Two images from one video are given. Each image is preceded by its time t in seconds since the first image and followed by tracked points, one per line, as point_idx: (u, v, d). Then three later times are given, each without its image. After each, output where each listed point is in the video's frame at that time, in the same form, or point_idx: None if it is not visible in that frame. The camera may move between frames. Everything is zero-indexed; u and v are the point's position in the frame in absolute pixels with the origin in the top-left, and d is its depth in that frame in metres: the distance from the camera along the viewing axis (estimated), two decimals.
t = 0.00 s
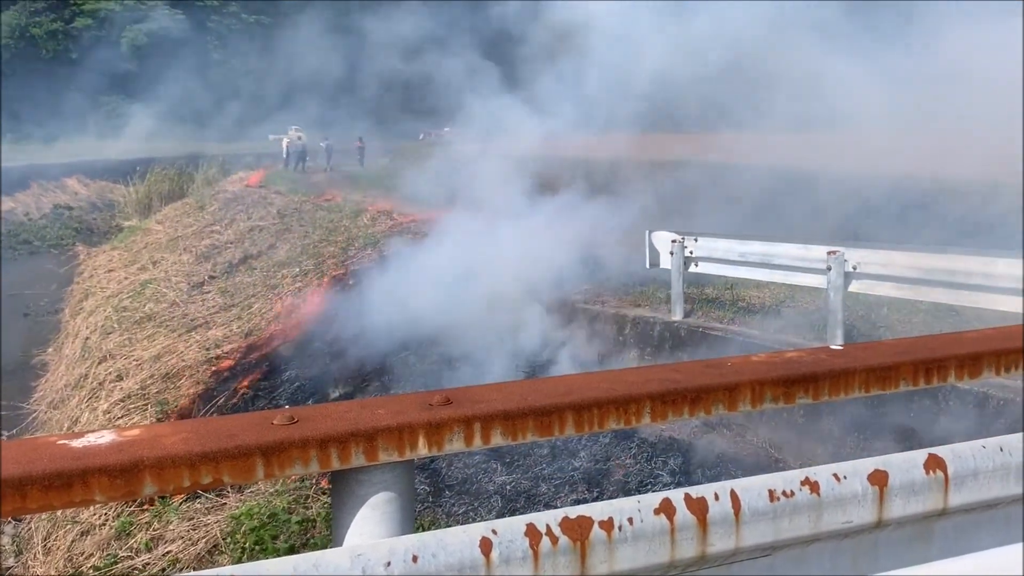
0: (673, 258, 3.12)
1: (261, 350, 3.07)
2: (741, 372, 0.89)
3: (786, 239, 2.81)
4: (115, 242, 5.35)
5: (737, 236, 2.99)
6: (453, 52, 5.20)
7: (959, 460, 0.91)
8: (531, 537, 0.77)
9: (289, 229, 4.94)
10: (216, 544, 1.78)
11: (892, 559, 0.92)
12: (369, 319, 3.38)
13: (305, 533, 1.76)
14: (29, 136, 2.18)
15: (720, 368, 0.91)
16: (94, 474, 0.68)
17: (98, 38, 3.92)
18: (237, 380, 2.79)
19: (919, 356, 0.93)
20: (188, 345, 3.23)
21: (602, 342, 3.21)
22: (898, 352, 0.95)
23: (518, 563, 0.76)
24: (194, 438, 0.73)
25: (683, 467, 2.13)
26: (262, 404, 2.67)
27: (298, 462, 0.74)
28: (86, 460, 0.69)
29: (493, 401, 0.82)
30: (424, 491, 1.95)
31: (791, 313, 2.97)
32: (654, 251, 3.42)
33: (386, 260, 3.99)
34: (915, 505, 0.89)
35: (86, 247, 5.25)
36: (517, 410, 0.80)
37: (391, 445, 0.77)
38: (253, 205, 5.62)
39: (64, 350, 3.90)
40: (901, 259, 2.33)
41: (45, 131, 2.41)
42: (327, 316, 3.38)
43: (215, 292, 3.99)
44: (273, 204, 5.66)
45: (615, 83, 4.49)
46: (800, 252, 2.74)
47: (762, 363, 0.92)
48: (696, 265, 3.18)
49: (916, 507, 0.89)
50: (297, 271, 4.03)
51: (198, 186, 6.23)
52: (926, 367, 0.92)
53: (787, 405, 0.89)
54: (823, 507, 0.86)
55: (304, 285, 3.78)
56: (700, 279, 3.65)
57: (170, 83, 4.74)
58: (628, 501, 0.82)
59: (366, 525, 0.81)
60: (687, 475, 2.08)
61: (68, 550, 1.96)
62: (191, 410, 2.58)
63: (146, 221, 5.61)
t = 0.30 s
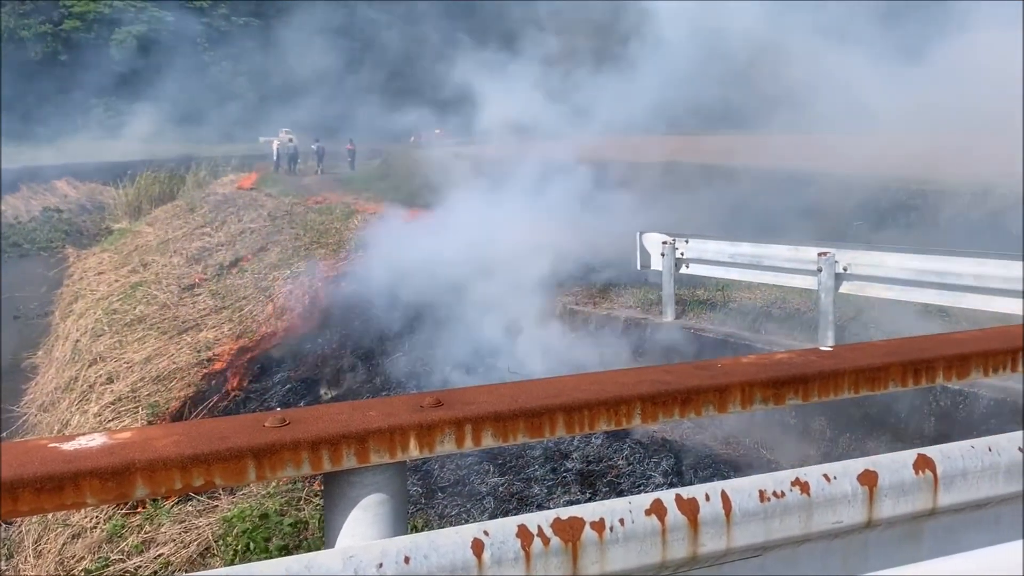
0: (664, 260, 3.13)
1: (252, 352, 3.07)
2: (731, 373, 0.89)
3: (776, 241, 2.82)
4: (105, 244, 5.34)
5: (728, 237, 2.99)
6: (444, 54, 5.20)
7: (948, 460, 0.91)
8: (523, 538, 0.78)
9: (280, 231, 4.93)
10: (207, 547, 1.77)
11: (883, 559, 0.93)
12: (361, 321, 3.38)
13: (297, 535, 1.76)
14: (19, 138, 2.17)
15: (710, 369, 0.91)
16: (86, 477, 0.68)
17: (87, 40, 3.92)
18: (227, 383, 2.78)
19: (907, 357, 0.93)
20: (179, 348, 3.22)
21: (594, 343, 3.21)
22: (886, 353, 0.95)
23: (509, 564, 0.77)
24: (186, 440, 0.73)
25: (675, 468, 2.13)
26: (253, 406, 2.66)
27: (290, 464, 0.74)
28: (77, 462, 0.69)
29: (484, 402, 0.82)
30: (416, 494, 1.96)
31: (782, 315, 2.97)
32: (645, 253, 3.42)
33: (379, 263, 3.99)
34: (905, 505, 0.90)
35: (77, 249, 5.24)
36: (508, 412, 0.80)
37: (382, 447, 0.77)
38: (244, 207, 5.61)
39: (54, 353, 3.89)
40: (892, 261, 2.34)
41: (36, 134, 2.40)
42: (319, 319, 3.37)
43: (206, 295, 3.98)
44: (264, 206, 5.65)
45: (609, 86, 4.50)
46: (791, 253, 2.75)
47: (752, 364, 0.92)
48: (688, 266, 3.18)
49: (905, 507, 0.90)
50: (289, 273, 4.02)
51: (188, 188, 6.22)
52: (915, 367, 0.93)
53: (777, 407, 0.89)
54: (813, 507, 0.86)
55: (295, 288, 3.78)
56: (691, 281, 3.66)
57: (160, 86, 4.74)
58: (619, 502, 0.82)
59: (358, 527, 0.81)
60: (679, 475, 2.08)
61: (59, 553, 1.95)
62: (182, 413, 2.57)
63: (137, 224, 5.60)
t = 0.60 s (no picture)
0: (659, 263, 3.13)
1: (247, 354, 3.06)
2: (724, 376, 0.89)
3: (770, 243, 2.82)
4: (99, 247, 5.33)
5: (723, 240, 2.99)
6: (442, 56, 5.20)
7: (939, 461, 0.92)
8: (515, 540, 0.78)
9: (275, 233, 4.93)
10: (202, 550, 1.77)
11: (875, 561, 0.93)
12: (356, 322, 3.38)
13: (292, 538, 1.76)
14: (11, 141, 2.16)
15: (703, 371, 0.91)
16: (78, 480, 0.68)
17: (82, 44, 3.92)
18: (223, 386, 2.78)
19: (899, 359, 0.94)
20: (174, 351, 3.21)
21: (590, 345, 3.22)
22: (879, 354, 0.96)
23: (502, 565, 0.77)
24: (178, 443, 0.73)
25: (671, 470, 2.13)
26: (249, 409, 2.66)
27: (282, 466, 0.74)
28: (69, 465, 0.69)
29: (478, 404, 0.82)
30: (411, 496, 1.96)
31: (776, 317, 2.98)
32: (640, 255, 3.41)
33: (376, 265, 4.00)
34: (897, 506, 0.90)
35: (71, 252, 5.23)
36: (500, 414, 0.80)
37: (375, 449, 0.77)
38: (239, 209, 5.61)
39: (48, 355, 3.88)
40: (886, 264, 2.33)
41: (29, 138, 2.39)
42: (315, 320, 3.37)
43: (201, 298, 3.97)
44: (259, 209, 5.65)
45: (608, 85, 4.53)
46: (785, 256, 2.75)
47: (744, 365, 0.93)
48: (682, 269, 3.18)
49: (897, 509, 0.90)
50: (284, 276, 4.02)
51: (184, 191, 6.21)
52: (907, 369, 0.93)
53: (769, 408, 0.90)
54: (805, 508, 0.87)
55: (290, 291, 3.77)
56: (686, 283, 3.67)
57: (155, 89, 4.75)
58: (611, 504, 0.82)
59: (350, 529, 0.81)
60: (674, 478, 2.09)
61: (53, 557, 1.95)
62: (176, 416, 2.57)
63: (131, 226, 5.59)
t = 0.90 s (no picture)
0: (653, 266, 3.13)
1: (243, 358, 3.06)
2: (715, 379, 0.89)
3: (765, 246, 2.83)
4: (93, 250, 5.32)
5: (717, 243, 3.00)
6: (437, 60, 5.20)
7: (930, 464, 0.92)
8: (506, 544, 0.78)
9: (269, 237, 4.93)
10: (197, 554, 1.77)
11: (867, 564, 0.93)
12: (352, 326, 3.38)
13: (287, 543, 1.75)
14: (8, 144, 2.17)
15: (694, 375, 0.91)
16: (67, 484, 0.68)
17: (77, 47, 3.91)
18: (219, 389, 2.79)
19: (891, 362, 0.94)
20: (168, 355, 3.21)
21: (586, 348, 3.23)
22: (870, 357, 0.96)
23: (493, 570, 0.77)
24: (167, 447, 0.73)
25: (665, 473, 2.14)
26: (244, 413, 2.66)
27: (272, 470, 0.74)
28: (58, 470, 0.69)
29: (468, 408, 0.82)
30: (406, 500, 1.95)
31: (770, 320, 2.98)
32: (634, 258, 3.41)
33: (372, 267, 4.01)
34: (888, 509, 0.90)
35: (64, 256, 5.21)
36: (491, 417, 0.80)
37: (365, 453, 0.77)
38: (233, 213, 5.61)
39: (42, 359, 3.87)
40: (880, 266, 2.33)
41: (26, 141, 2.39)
42: (310, 323, 3.37)
43: (196, 301, 3.98)
44: (253, 212, 5.64)
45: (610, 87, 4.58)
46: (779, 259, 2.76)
47: (736, 368, 0.93)
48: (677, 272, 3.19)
49: (889, 511, 0.90)
50: (278, 279, 4.02)
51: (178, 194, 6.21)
52: (898, 372, 0.94)
53: (760, 411, 0.90)
54: (796, 512, 0.87)
55: (285, 294, 3.77)
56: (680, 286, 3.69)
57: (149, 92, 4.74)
58: (603, 507, 0.82)
59: (340, 533, 0.81)
60: (670, 481, 2.09)
61: (48, 562, 1.94)
62: (171, 420, 2.57)
63: (125, 230, 5.58)
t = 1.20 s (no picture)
0: (646, 272, 3.12)
1: (236, 361, 3.06)
2: (706, 384, 0.90)
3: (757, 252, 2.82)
4: (86, 255, 5.31)
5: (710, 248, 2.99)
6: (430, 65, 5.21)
7: (920, 469, 0.92)
8: (497, 549, 0.78)
9: (263, 241, 4.93)
10: (190, 559, 1.76)
11: (857, 567, 0.93)
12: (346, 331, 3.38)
13: (280, 548, 1.75)
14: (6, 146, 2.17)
15: (685, 380, 0.91)
16: (54, 489, 0.68)
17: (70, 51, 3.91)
18: (213, 392, 2.79)
19: (880, 367, 0.94)
20: (161, 359, 3.20)
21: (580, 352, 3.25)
22: (860, 362, 0.96)
23: None
24: (157, 452, 0.73)
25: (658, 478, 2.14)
26: (237, 417, 2.66)
27: (262, 476, 0.74)
28: (46, 475, 0.69)
29: (459, 413, 0.82)
30: (400, 505, 1.95)
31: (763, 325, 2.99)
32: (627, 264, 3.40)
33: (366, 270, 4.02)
34: (879, 514, 0.90)
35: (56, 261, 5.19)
36: (481, 422, 0.80)
37: (355, 458, 0.77)
38: (226, 218, 5.60)
39: (34, 364, 3.85)
40: (871, 272, 2.33)
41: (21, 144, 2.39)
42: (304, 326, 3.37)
43: (189, 306, 3.98)
44: (246, 217, 5.64)
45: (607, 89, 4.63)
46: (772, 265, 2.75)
47: (726, 373, 0.93)
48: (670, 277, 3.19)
49: (879, 516, 0.90)
50: (271, 284, 4.02)
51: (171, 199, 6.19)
52: (888, 377, 0.94)
53: (751, 416, 0.90)
54: (787, 516, 0.87)
55: (278, 298, 3.76)
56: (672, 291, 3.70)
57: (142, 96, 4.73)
58: (594, 513, 0.82)
59: (331, 539, 0.81)
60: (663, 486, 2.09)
61: (39, 567, 1.93)
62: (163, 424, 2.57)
63: (117, 235, 5.57)
